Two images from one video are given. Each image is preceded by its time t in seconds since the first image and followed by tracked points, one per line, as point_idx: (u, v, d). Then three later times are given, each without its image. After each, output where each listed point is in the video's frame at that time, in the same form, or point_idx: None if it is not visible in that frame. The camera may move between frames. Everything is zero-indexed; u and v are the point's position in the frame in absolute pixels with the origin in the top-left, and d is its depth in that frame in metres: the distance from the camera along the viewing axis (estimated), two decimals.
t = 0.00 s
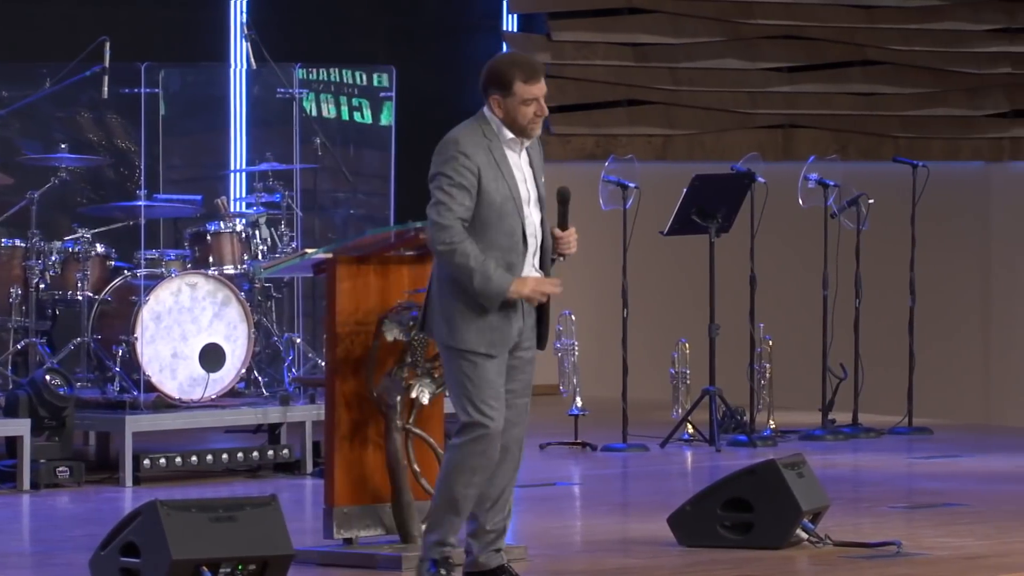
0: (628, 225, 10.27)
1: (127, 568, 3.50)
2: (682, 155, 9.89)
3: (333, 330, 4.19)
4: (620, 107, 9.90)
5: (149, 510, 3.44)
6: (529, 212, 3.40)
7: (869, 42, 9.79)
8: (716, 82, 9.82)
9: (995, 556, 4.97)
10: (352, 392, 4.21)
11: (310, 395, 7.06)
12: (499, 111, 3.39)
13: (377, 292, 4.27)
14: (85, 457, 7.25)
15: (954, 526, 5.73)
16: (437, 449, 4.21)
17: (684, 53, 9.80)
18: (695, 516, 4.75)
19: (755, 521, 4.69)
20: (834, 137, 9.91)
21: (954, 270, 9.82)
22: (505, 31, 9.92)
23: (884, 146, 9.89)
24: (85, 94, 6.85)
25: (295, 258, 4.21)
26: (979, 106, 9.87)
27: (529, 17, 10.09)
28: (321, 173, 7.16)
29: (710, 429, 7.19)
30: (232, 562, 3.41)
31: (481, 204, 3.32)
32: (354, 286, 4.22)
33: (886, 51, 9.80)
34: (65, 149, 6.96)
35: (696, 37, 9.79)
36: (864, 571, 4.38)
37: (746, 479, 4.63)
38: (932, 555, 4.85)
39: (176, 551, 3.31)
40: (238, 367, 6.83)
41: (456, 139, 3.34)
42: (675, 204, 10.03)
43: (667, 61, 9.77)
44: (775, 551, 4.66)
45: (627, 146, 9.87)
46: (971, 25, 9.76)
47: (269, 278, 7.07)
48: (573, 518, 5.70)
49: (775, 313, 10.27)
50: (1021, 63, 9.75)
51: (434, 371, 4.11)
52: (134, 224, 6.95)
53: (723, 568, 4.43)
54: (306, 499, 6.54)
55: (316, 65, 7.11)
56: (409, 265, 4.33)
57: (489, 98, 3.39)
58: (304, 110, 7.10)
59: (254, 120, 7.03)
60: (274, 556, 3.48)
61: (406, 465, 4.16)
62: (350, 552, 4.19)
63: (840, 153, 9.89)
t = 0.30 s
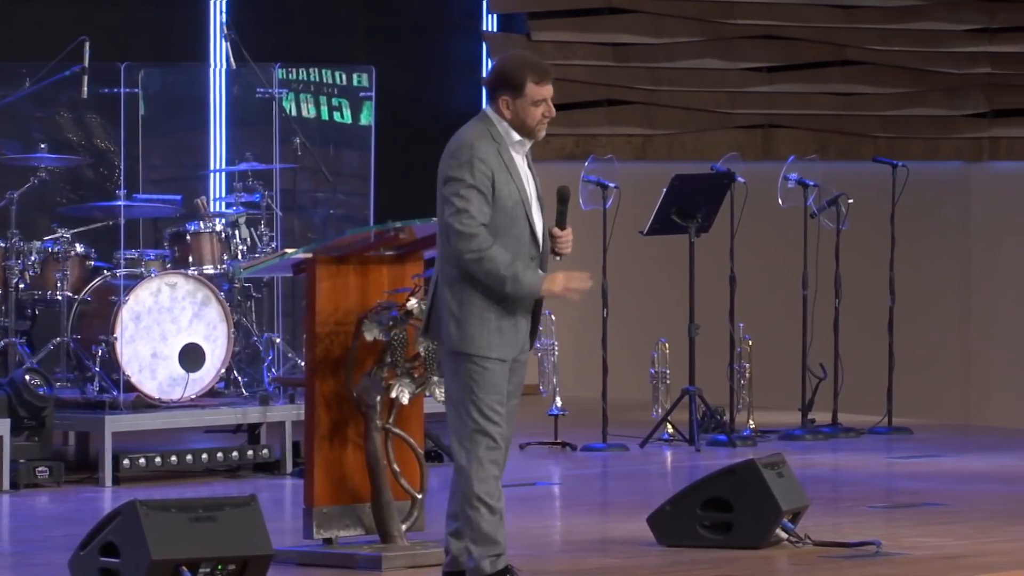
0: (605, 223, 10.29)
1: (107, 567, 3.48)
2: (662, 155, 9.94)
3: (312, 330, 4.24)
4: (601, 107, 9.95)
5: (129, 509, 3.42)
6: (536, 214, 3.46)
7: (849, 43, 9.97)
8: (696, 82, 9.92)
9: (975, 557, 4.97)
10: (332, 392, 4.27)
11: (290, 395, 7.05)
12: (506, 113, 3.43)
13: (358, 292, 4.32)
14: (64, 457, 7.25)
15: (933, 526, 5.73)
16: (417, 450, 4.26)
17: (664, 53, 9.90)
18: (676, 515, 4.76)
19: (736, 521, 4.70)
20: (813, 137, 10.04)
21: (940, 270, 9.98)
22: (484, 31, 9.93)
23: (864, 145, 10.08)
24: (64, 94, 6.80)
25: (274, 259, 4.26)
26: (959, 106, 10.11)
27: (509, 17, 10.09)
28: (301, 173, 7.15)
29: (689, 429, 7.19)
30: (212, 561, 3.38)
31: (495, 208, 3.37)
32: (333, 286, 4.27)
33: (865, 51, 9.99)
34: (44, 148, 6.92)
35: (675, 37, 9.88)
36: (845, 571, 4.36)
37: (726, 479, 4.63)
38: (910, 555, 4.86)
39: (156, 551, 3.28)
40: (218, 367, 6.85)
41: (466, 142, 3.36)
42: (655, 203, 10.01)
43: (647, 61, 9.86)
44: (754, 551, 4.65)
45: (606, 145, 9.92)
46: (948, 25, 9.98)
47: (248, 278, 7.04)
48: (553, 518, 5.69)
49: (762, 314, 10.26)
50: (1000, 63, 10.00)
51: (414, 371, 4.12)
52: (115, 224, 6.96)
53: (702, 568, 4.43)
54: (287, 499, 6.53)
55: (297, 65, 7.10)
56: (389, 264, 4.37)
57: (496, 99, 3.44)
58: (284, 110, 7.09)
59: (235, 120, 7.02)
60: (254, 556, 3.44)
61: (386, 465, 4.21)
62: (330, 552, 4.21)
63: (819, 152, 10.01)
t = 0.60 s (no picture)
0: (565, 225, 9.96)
1: (70, 567, 3.48)
2: (625, 156, 9.49)
3: (275, 330, 4.18)
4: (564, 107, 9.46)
5: (91, 511, 3.41)
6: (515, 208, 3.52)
7: (812, 42, 9.51)
8: (659, 83, 9.48)
9: (937, 555, 4.90)
10: (296, 393, 4.20)
11: (253, 395, 7.06)
12: (482, 108, 3.44)
13: (321, 292, 4.27)
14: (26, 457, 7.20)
15: (897, 526, 5.67)
16: (381, 450, 4.23)
17: (627, 53, 9.45)
18: (638, 514, 4.71)
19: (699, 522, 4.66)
20: (775, 137, 9.58)
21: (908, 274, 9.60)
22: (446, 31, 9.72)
23: (827, 145, 9.59)
24: (27, 95, 6.65)
25: (237, 258, 4.25)
26: (923, 106, 9.58)
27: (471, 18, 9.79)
28: (264, 173, 7.14)
29: (651, 429, 7.20)
30: (174, 562, 3.38)
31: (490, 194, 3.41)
32: (297, 286, 4.22)
33: (828, 51, 9.52)
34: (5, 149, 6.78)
35: (638, 37, 9.43)
36: (805, 572, 4.32)
37: (689, 478, 4.61)
38: (873, 554, 4.81)
39: (118, 551, 3.29)
40: (181, 367, 6.83)
41: (450, 132, 3.42)
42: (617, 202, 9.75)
43: (609, 61, 9.41)
44: (715, 551, 4.60)
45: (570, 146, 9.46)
46: (912, 25, 9.49)
47: (211, 277, 7.03)
48: (517, 517, 5.63)
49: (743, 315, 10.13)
50: (964, 63, 9.49)
51: (377, 370, 4.11)
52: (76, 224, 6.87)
53: (664, 569, 4.37)
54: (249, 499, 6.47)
55: (259, 65, 7.09)
56: (352, 265, 4.33)
57: (472, 94, 3.44)
58: (247, 110, 7.08)
59: (197, 120, 7.02)
60: (216, 556, 3.43)
61: (348, 465, 4.18)
62: (292, 552, 4.18)
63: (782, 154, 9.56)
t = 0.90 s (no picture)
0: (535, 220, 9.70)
1: (38, 567, 3.40)
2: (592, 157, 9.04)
3: (243, 330, 4.13)
4: (530, 106, 8.97)
5: (59, 509, 3.34)
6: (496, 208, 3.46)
7: (780, 42, 9.05)
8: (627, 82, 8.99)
9: (906, 555, 4.79)
10: (263, 392, 4.15)
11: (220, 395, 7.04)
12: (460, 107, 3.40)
13: (289, 293, 4.23)
14: None
15: (865, 525, 5.59)
16: (349, 450, 4.18)
17: (594, 53, 8.95)
18: (605, 515, 4.63)
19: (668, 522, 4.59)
20: (744, 136, 9.16)
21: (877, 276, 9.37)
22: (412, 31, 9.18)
23: (794, 145, 9.20)
24: None
25: (203, 259, 4.16)
26: (890, 106, 9.20)
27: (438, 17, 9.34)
28: (232, 173, 7.11)
29: (619, 428, 7.22)
30: (143, 562, 3.32)
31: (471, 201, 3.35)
32: (264, 286, 4.17)
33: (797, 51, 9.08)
34: None
35: (604, 37, 8.93)
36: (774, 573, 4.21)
37: (658, 478, 4.54)
38: (841, 553, 4.72)
39: (86, 551, 3.22)
40: (148, 367, 6.78)
41: (432, 137, 3.33)
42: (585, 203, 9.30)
43: (575, 61, 8.91)
44: (683, 552, 4.49)
45: (537, 145, 8.97)
46: (880, 25, 9.10)
47: (178, 277, 7.03)
48: (485, 517, 5.54)
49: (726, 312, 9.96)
50: (932, 62, 9.12)
51: (345, 370, 4.03)
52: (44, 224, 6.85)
53: (631, 569, 4.27)
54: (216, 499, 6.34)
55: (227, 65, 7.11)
56: (320, 264, 4.28)
57: (450, 93, 3.39)
58: (214, 110, 7.07)
59: (165, 120, 7.01)
60: (184, 556, 3.38)
61: (316, 465, 4.13)
62: (260, 552, 4.11)
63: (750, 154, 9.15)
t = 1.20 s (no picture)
0: (519, 223, 9.70)
1: (19, 569, 3.28)
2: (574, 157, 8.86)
3: (225, 330, 3.99)
4: (512, 106, 8.81)
5: (42, 509, 3.24)
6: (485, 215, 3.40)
7: (761, 42, 8.96)
8: (609, 83, 8.84)
9: (890, 555, 4.76)
10: (244, 392, 4.00)
11: (203, 395, 6.92)
12: (464, 106, 3.36)
13: (271, 293, 4.07)
14: None
15: (848, 525, 5.56)
16: (333, 450, 4.05)
17: (575, 53, 8.82)
18: (587, 517, 4.52)
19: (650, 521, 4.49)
20: (725, 136, 9.01)
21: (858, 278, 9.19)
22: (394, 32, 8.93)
23: (775, 145, 9.05)
24: None
25: (187, 258, 4.03)
26: (871, 106, 9.10)
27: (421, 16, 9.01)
28: (214, 173, 7.12)
29: (602, 428, 7.22)
30: (126, 562, 3.21)
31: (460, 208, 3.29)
32: (247, 287, 4.03)
33: (778, 51, 8.98)
34: None
35: (586, 37, 8.81)
36: (757, 572, 4.14)
37: (637, 478, 4.43)
38: (825, 553, 4.65)
39: (68, 551, 3.12)
40: (131, 367, 6.61)
41: (439, 137, 3.27)
42: (565, 203, 9.28)
43: (556, 61, 8.77)
44: (665, 551, 4.41)
45: (519, 146, 8.79)
46: (860, 25, 9.04)
47: (161, 278, 7.06)
48: (468, 518, 5.46)
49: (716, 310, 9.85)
50: (913, 63, 9.06)
51: (327, 370, 3.92)
52: (26, 223, 6.67)
53: (615, 568, 4.18)
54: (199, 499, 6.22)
55: (209, 64, 7.08)
56: (302, 264, 4.13)
57: (454, 92, 3.36)
58: (197, 110, 7.08)
59: (147, 121, 7.01)
60: (167, 556, 3.27)
61: (299, 464, 3.99)
62: (243, 552, 3.96)
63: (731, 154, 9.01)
